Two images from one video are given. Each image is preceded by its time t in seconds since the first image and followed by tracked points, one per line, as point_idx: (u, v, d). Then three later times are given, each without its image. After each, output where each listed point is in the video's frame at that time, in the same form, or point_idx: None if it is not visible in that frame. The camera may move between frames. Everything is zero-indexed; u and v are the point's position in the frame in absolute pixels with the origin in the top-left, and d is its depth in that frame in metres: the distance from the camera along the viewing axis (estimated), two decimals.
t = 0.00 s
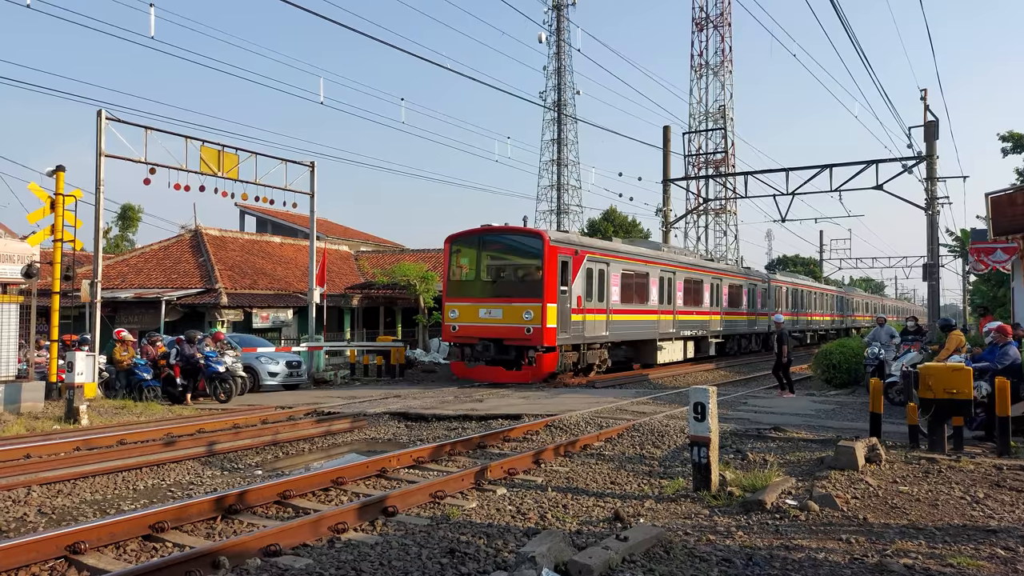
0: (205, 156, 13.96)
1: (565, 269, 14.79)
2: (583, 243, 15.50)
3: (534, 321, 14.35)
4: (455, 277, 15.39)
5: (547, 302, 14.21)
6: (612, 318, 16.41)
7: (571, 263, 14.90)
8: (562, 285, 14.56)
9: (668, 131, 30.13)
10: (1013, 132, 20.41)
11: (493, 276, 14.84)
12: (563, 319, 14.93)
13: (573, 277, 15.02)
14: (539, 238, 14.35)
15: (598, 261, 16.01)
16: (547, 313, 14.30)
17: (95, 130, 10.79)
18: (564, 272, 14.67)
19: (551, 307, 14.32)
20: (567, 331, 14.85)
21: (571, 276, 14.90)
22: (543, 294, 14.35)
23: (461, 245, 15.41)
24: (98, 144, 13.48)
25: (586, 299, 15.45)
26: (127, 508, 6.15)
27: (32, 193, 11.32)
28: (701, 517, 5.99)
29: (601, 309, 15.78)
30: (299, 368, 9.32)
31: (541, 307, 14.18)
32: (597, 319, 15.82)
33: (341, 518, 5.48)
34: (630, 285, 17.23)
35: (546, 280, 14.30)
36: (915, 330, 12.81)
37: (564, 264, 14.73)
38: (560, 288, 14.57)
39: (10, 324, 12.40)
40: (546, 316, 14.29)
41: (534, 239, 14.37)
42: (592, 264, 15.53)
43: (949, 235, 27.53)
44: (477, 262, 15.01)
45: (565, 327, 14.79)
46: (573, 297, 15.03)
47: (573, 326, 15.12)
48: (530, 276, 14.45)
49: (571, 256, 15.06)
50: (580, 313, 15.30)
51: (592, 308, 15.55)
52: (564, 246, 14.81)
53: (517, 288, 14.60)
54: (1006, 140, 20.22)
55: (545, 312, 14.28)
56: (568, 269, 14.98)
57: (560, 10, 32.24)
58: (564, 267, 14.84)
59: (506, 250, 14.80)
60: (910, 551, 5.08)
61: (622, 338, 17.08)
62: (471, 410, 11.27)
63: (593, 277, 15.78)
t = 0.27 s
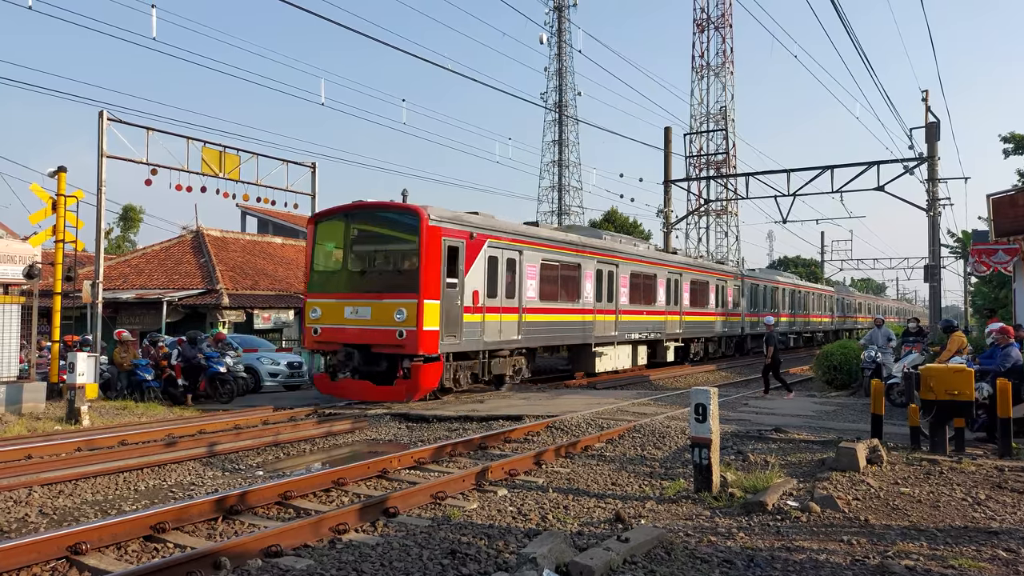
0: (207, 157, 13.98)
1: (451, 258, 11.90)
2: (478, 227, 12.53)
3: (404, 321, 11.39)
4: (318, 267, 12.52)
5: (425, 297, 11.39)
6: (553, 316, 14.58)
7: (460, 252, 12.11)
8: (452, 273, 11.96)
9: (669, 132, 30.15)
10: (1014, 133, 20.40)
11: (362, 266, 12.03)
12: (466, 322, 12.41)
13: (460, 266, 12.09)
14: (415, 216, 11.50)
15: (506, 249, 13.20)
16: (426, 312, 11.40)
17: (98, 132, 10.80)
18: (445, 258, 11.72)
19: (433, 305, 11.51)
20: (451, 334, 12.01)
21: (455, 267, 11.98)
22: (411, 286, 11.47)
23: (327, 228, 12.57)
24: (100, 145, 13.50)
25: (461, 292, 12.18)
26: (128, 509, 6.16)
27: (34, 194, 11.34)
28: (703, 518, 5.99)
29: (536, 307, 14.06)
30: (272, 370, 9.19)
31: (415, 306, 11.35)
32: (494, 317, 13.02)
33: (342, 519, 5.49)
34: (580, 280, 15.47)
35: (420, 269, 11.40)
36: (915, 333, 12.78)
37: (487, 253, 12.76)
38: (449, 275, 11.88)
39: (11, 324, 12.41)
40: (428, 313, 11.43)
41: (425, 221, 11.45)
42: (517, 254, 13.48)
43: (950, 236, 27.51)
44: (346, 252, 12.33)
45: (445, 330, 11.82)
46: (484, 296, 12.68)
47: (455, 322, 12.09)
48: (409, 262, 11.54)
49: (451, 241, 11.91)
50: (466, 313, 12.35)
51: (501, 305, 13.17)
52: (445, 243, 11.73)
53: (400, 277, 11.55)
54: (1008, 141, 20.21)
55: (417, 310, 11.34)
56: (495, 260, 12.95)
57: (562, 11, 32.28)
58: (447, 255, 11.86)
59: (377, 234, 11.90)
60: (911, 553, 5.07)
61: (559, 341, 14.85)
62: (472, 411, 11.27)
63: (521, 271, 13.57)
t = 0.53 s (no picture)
0: (208, 157, 13.96)
1: (419, 258, 11.00)
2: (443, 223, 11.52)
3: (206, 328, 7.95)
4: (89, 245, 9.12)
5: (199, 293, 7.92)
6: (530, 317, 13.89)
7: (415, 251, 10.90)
8: (393, 269, 10.55)
9: (671, 132, 30.16)
10: (1015, 134, 20.41)
11: (139, 244, 8.61)
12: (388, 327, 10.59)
13: (341, 262, 9.69)
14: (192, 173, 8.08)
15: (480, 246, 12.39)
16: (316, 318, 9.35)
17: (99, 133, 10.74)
18: (325, 250, 9.41)
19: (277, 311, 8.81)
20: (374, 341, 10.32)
21: (331, 261, 9.52)
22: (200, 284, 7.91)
23: (96, 196, 9.14)
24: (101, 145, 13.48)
25: (409, 294, 10.90)
26: (129, 509, 6.16)
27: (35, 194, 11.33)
28: (704, 519, 5.99)
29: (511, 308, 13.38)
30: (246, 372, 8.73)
31: (189, 304, 7.92)
32: (417, 322, 11.05)
33: (344, 519, 5.49)
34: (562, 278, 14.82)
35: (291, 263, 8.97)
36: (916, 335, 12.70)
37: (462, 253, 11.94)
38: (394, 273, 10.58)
39: (12, 325, 12.41)
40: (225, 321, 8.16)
41: (391, 216, 10.44)
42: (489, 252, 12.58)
43: (951, 236, 27.52)
44: (116, 223, 8.88)
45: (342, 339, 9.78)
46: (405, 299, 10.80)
47: (373, 327, 10.41)
48: (340, 257, 9.67)
49: (361, 233, 9.98)
50: (284, 313, 8.94)
51: (461, 306, 12.01)
52: (424, 244, 11.02)
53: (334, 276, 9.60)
54: (1009, 142, 20.21)
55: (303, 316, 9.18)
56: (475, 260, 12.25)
57: (563, 12, 32.28)
58: (347, 246, 9.77)
59: (156, 204, 8.53)
60: (913, 553, 5.07)
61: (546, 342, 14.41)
62: (472, 412, 11.27)
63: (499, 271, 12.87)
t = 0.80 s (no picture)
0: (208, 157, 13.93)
1: (414, 257, 10.92)
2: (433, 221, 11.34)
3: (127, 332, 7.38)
4: None
5: None
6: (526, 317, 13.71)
7: (423, 252, 11.04)
8: (386, 268, 10.45)
9: (671, 132, 30.15)
10: (1015, 134, 20.40)
11: None
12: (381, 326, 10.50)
13: (331, 261, 9.58)
14: None
15: (475, 244, 12.23)
16: (303, 317, 9.25)
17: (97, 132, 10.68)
18: (309, 249, 9.24)
19: (241, 309, 8.51)
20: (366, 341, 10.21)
21: (319, 260, 9.39)
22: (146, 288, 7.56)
23: None
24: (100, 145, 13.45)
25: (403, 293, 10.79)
26: (130, 510, 6.16)
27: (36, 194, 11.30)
28: (705, 519, 5.99)
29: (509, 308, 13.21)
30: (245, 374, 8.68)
31: None
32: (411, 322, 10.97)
33: (344, 520, 5.49)
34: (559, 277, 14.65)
35: (270, 262, 8.81)
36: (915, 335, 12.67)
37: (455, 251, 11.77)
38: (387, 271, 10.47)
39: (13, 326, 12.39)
40: (182, 319, 7.90)
41: (380, 214, 10.29)
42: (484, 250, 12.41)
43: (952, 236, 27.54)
44: None
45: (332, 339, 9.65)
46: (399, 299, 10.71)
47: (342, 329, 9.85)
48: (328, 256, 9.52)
49: (351, 231, 9.85)
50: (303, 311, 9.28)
51: (454, 305, 11.82)
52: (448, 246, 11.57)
53: (322, 275, 9.47)
54: (1009, 142, 20.22)
55: (288, 315, 9.05)
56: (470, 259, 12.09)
57: (563, 11, 32.29)
58: (336, 247, 9.64)
59: None
60: (914, 553, 5.07)
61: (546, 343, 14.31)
62: (473, 412, 11.27)
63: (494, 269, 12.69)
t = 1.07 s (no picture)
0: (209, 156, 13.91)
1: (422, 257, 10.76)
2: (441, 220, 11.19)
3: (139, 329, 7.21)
4: None
5: None
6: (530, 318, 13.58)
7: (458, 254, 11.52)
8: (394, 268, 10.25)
9: (671, 132, 30.15)
10: (1016, 134, 20.39)
11: None
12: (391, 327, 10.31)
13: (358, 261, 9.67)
14: None
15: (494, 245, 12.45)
16: (313, 317, 9.05)
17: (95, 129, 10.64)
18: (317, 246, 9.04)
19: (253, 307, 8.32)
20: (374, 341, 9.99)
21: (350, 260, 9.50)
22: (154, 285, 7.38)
23: None
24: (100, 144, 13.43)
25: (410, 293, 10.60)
26: (131, 510, 6.16)
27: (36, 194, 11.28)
28: (705, 519, 5.98)
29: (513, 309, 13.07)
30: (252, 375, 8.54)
31: None
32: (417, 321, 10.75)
33: (345, 520, 5.49)
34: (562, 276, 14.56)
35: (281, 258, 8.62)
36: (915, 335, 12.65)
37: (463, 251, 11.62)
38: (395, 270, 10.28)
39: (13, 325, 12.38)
40: (194, 318, 7.72)
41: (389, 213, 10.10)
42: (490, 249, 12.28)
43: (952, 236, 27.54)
44: None
45: (344, 338, 9.49)
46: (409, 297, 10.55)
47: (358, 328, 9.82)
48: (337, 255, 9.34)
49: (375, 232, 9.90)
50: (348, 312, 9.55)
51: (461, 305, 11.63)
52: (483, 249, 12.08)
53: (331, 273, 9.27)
54: (1010, 141, 20.20)
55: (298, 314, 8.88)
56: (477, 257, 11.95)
57: (564, 11, 32.29)
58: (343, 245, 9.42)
59: None
60: (915, 553, 5.06)
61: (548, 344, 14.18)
62: (474, 412, 11.27)
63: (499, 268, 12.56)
